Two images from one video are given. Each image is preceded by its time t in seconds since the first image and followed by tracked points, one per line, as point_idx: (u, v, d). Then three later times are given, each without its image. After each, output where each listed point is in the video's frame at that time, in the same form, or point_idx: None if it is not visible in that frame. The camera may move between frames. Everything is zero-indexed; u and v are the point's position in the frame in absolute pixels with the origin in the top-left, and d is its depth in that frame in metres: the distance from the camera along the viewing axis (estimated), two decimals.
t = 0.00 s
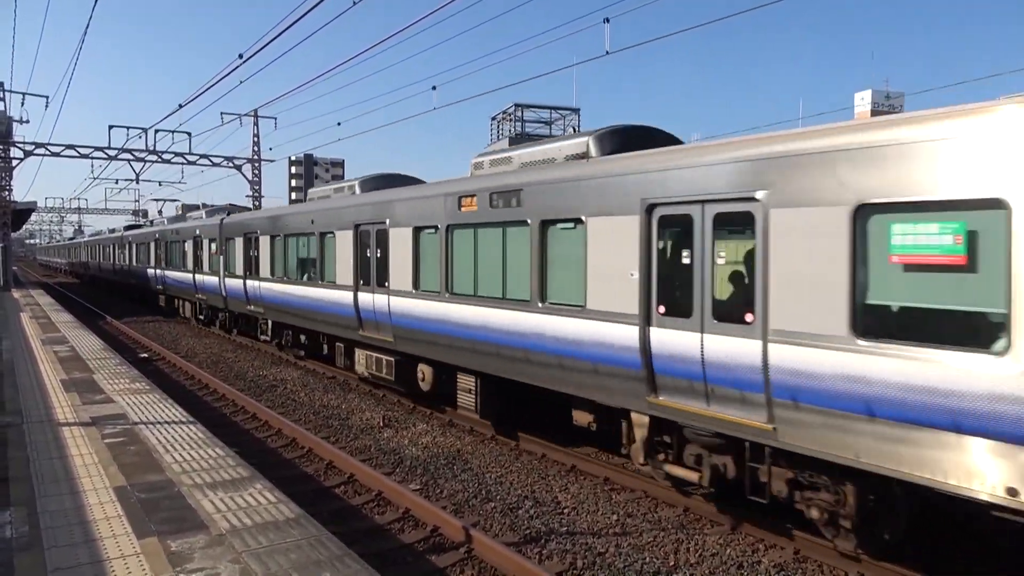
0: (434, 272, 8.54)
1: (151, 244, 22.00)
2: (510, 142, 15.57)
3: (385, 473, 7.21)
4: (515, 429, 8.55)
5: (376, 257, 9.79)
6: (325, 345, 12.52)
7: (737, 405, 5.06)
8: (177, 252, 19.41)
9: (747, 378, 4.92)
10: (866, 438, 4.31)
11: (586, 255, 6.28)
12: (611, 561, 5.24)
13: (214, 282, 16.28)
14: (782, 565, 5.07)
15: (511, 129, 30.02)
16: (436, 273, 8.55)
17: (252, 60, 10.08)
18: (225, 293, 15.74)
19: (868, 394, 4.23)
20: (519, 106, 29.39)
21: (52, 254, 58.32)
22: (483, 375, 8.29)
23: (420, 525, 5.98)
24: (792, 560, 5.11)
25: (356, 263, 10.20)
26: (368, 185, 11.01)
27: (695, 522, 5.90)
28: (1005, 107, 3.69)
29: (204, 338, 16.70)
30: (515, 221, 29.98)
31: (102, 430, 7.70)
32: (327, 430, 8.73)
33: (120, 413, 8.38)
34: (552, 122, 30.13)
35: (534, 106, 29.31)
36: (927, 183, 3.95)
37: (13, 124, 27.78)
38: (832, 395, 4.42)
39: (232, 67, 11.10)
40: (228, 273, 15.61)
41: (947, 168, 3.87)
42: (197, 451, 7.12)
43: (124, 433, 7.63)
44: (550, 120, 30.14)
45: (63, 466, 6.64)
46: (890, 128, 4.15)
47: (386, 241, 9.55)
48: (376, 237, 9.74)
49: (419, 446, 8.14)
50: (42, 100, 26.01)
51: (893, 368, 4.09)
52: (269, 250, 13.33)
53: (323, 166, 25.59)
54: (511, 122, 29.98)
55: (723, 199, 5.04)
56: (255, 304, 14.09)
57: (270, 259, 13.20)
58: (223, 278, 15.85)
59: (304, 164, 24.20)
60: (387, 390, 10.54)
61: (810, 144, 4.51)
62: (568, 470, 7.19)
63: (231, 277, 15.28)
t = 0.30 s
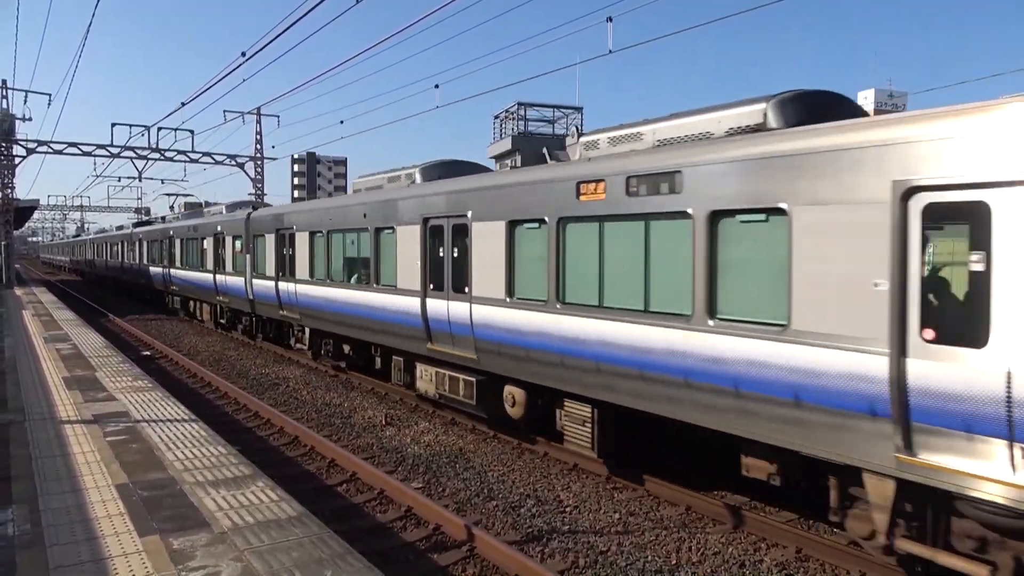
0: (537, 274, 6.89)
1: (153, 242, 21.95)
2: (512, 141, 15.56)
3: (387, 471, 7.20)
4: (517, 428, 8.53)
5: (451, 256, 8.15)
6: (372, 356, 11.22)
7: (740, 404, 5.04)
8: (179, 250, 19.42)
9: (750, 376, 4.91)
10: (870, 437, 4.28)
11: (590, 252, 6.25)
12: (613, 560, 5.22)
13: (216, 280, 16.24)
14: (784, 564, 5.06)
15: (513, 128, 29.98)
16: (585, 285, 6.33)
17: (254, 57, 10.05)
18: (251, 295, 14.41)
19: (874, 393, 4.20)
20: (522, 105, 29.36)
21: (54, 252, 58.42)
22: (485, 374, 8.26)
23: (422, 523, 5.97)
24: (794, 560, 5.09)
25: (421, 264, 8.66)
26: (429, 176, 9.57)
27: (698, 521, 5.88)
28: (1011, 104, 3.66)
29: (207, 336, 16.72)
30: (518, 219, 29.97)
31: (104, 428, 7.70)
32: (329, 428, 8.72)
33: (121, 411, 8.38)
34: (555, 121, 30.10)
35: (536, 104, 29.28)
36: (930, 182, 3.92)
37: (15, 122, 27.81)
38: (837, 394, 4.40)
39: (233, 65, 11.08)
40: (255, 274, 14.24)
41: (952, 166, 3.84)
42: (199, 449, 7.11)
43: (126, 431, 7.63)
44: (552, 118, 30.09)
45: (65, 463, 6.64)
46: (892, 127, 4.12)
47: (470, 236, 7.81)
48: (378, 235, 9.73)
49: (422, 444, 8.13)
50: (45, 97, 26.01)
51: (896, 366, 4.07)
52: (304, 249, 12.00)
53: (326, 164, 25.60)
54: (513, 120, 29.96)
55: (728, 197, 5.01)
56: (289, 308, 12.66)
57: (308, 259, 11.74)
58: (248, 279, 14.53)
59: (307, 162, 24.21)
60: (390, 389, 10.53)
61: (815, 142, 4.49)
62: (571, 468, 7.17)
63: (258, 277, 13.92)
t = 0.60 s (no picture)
0: (704, 279, 5.22)
1: (156, 241, 21.90)
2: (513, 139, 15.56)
3: (388, 470, 7.21)
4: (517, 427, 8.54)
5: (558, 259, 6.62)
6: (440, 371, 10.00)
7: (739, 403, 5.04)
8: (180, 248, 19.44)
9: (750, 374, 4.91)
10: (870, 435, 4.28)
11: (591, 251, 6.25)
12: (614, 558, 5.23)
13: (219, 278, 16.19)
14: (785, 561, 5.06)
15: (514, 126, 29.94)
16: (701, 290, 5.25)
17: (254, 55, 10.07)
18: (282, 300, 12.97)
19: (872, 391, 4.21)
20: (523, 104, 29.34)
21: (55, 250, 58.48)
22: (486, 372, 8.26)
23: (423, 521, 5.98)
24: (795, 558, 5.10)
25: (515, 270, 7.11)
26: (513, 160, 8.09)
27: (699, 519, 5.89)
28: (1013, 103, 3.67)
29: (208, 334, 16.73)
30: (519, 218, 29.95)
31: (106, 426, 7.71)
32: (331, 426, 8.73)
33: (123, 409, 8.39)
34: (556, 120, 30.07)
35: (537, 103, 29.25)
36: (932, 180, 3.92)
37: (17, 120, 27.82)
38: (837, 392, 4.40)
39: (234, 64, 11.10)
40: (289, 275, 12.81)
41: (955, 163, 3.83)
42: (200, 447, 7.13)
43: (127, 429, 7.64)
44: (553, 117, 30.06)
45: (67, 461, 6.65)
46: (894, 126, 4.12)
47: (588, 231, 6.24)
48: (379, 234, 9.74)
49: (423, 443, 8.14)
50: (46, 95, 26.00)
51: (896, 364, 4.08)
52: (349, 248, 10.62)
53: (327, 162, 25.61)
54: (514, 119, 29.93)
55: (731, 195, 4.98)
56: (332, 314, 11.17)
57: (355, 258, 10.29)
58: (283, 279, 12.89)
59: (308, 161, 24.21)
60: (391, 387, 10.54)
61: (816, 140, 4.49)
62: (571, 467, 7.17)
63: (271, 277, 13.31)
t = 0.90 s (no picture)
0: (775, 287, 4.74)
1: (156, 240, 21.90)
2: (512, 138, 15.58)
3: (389, 469, 7.21)
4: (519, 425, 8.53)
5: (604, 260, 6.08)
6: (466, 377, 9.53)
7: (739, 399, 5.04)
8: (180, 248, 19.45)
9: (749, 372, 4.92)
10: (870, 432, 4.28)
11: (590, 250, 6.25)
12: (616, 557, 5.23)
13: (220, 277, 16.13)
14: (786, 560, 5.06)
15: (514, 125, 29.93)
16: (701, 289, 5.24)
17: (253, 54, 10.07)
18: (321, 306, 11.59)
19: (873, 389, 4.20)
20: (522, 102, 29.34)
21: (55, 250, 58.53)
22: (487, 370, 8.25)
23: (424, 520, 5.98)
24: (796, 557, 5.09)
25: (608, 274, 6.00)
26: (631, 140, 6.67)
27: (701, 518, 5.88)
28: (1013, 100, 3.64)
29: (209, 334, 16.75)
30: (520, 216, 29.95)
31: (106, 426, 7.71)
32: (331, 425, 8.73)
33: (123, 409, 8.39)
34: (556, 118, 30.09)
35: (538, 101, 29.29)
36: (932, 176, 3.91)
37: (16, 120, 27.81)
38: (837, 389, 4.40)
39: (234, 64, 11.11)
40: (325, 279, 11.48)
41: (957, 159, 3.81)
42: (201, 447, 7.12)
43: (127, 429, 7.64)
44: (553, 115, 30.05)
45: (67, 461, 6.65)
46: (893, 124, 4.11)
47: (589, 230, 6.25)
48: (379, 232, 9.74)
49: (423, 442, 8.13)
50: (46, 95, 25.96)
51: (896, 362, 4.08)
52: (408, 248, 9.05)
53: (327, 161, 25.62)
54: (514, 117, 29.94)
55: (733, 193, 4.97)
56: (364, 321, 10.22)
57: (417, 260, 8.84)
58: (323, 282, 11.43)
59: (308, 160, 24.22)
60: (390, 386, 10.55)
61: (816, 137, 4.49)
62: (572, 466, 7.17)
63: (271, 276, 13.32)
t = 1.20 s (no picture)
0: (774, 288, 4.75)
1: (156, 240, 21.93)
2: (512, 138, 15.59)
3: (388, 468, 7.22)
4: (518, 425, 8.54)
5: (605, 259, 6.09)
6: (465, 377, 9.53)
7: (738, 399, 5.05)
8: (180, 248, 19.47)
9: (749, 372, 4.93)
10: (869, 430, 4.29)
11: (590, 250, 6.27)
12: (615, 556, 5.24)
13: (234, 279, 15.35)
14: (785, 560, 5.07)
15: (514, 125, 29.92)
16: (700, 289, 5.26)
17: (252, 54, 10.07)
18: (368, 313, 10.14)
19: (872, 388, 4.21)
20: (522, 102, 29.34)
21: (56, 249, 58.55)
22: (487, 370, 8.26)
23: (424, 520, 5.98)
24: (795, 556, 5.10)
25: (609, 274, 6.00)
26: (820, 107, 5.05)
27: (700, 517, 5.88)
28: (1016, 98, 3.63)
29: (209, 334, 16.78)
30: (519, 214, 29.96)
31: (106, 425, 7.72)
32: (332, 425, 8.75)
33: (123, 408, 8.40)
34: (556, 117, 30.10)
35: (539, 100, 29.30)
36: (932, 175, 3.91)
37: (16, 120, 27.81)
38: (837, 388, 4.40)
39: (234, 64, 11.13)
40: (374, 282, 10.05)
41: (957, 159, 3.81)
42: (201, 446, 7.13)
43: (127, 429, 7.65)
44: (553, 114, 30.03)
45: (68, 460, 6.67)
46: (893, 124, 4.11)
47: (589, 230, 6.26)
48: (379, 231, 9.76)
49: (423, 441, 8.14)
50: (46, 94, 25.95)
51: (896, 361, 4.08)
52: (485, 253, 7.59)
53: (327, 160, 25.62)
54: (514, 117, 29.94)
55: (734, 193, 4.97)
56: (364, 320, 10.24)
57: (417, 260, 8.86)
58: (372, 287, 10.02)
59: (308, 159, 24.24)
60: (390, 386, 10.56)
61: (816, 137, 4.49)
62: (571, 465, 7.18)
63: (271, 275, 13.35)
